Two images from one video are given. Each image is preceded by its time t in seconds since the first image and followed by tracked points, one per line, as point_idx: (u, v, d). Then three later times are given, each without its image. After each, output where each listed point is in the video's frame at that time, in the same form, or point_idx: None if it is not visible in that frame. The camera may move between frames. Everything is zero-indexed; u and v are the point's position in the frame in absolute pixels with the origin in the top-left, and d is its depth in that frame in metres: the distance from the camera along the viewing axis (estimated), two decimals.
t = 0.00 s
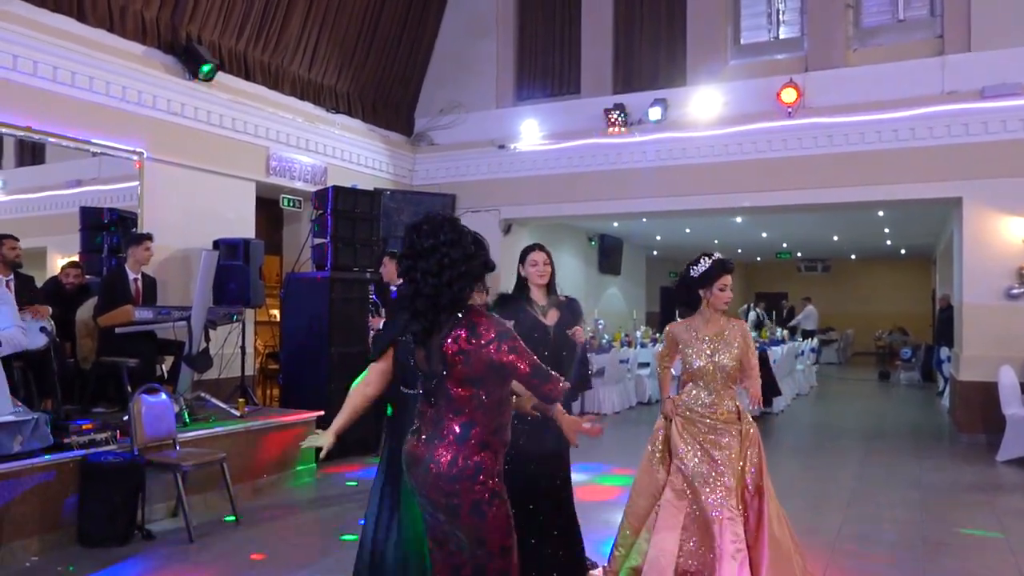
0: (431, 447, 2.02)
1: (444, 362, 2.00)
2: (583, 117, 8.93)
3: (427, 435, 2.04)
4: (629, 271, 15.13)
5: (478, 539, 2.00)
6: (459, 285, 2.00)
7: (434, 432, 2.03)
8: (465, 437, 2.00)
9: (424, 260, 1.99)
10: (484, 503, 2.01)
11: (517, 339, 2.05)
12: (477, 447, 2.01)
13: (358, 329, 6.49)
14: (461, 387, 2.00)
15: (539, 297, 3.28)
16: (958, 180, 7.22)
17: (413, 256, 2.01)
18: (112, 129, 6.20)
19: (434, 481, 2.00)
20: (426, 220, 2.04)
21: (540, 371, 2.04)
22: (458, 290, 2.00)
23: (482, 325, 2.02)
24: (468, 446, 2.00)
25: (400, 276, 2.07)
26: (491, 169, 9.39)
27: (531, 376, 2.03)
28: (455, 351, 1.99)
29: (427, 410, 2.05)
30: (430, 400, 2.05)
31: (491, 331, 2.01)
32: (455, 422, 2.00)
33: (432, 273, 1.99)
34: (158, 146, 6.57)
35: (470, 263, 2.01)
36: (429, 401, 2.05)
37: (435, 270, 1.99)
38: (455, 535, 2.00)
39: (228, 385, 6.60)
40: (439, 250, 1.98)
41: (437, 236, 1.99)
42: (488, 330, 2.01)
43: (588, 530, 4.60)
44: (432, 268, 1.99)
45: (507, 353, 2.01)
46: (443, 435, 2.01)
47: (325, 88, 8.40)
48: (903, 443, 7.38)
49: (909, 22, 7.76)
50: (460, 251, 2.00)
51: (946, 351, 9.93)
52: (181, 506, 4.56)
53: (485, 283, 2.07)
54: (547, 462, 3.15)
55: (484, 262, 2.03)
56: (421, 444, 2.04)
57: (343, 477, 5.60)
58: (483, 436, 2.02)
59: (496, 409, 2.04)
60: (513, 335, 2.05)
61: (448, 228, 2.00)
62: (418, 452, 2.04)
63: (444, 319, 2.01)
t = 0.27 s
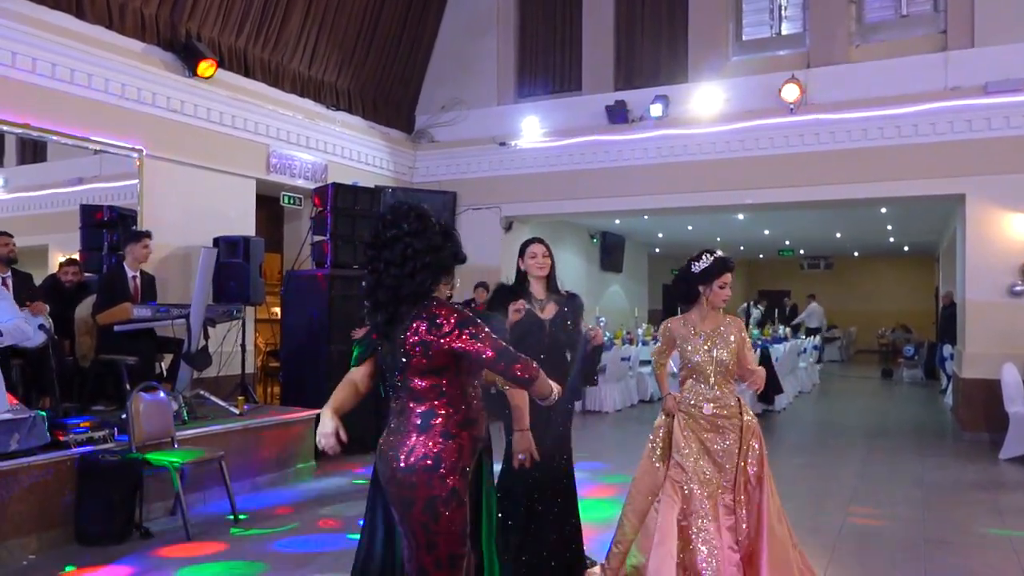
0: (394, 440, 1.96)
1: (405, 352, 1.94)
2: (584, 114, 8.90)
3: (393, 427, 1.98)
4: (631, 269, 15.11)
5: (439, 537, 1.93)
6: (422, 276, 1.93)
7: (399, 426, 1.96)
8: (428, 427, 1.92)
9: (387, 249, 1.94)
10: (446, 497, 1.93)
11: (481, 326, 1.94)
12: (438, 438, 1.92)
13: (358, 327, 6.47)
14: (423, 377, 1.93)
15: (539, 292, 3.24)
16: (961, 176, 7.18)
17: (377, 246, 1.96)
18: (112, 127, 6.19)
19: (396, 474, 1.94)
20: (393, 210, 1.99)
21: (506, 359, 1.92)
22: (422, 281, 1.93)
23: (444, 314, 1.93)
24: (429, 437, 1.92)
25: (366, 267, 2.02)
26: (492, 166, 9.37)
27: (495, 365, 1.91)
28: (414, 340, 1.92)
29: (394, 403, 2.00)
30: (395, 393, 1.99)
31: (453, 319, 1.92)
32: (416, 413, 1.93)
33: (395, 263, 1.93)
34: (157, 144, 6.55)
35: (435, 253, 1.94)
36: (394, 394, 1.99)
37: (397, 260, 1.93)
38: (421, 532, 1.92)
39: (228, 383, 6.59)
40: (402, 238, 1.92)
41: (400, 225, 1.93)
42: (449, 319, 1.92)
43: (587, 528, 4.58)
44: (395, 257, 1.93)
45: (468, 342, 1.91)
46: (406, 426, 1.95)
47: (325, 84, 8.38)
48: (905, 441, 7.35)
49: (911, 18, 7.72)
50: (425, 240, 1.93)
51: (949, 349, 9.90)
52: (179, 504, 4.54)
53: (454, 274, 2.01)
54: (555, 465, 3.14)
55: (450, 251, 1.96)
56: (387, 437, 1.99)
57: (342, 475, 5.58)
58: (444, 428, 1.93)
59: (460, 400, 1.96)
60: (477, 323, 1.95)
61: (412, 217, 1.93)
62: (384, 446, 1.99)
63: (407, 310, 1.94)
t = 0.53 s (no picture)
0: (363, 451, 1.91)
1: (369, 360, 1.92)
2: (583, 113, 8.86)
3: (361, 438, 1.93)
4: (630, 269, 15.07)
5: (421, 541, 1.89)
6: (388, 280, 1.92)
7: (367, 435, 1.92)
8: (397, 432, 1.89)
9: (353, 255, 1.93)
10: (425, 500, 1.89)
11: (432, 332, 1.91)
12: (409, 441, 1.89)
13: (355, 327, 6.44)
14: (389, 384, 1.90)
15: (538, 296, 3.20)
16: (961, 176, 7.14)
17: (343, 253, 1.96)
18: (109, 126, 6.16)
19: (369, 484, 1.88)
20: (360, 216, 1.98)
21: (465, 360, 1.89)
22: (390, 285, 1.92)
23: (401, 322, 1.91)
24: (398, 442, 1.88)
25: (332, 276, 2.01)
26: (490, 166, 9.33)
27: (444, 371, 1.87)
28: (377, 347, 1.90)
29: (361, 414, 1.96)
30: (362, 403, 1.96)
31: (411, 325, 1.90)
32: (385, 420, 1.90)
33: (360, 268, 1.92)
34: (154, 143, 6.51)
35: (402, 257, 1.92)
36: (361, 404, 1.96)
37: (363, 265, 1.92)
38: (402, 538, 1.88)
39: (224, 384, 6.56)
40: (367, 244, 1.92)
41: (365, 231, 1.93)
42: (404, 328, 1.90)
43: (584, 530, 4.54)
44: (360, 263, 1.92)
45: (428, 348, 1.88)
46: (375, 434, 1.90)
47: (323, 84, 8.35)
48: (905, 442, 7.32)
49: (911, 17, 7.69)
50: (390, 244, 1.92)
51: (949, 349, 9.86)
52: (173, 506, 4.51)
53: (426, 277, 1.99)
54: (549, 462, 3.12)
55: (418, 254, 1.95)
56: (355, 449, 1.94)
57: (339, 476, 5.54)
58: (417, 432, 1.90)
59: (429, 404, 1.93)
60: (429, 329, 1.92)
61: (379, 222, 1.93)
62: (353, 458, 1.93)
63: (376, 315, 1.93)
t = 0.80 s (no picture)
0: (347, 446, 1.88)
1: (357, 354, 1.87)
2: (580, 114, 8.83)
3: (347, 432, 1.91)
4: (626, 271, 15.06)
5: (392, 553, 1.84)
6: (373, 273, 1.87)
7: (353, 430, 1.89)
8: (374, 435, 1.85)
9: (339, 246, 1.90)
10: (397, 510, 1.84)
11: (431, 328, 1.83)
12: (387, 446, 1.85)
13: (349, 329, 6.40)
14: (374, 383, 1.85)
15: (527, 293, 3.20)
16: (958, 178, 7.13)
17: (330, 243, 1.92)
18: (102, 126, 6.11)
19: (349, 482, 1.85)
20: (348, 206, 1.94)
21: (456, 362, 1.80)
22: (376, 278, 1.87)
23: (393, 315, 1.85)
24: (376, 446, 1.84)
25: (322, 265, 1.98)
26: (487, 166, 9.30)
27: (444, 371, 1.79)
28: (364, 342, 1.85)
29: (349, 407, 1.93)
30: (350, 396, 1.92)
31: (402, 320, 1.83)
32: (369, 418, 1.86)
33: (346, 260, 1.89)
34: (147, 143, 6.46)
35: (388, 249, 1.88)
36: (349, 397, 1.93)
37: (349, 256, 1.89)
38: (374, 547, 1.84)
39: (218, 386, 6.51)
40: (353, 234, 1.88)
41: (352, 221, 1.89)
42: (396, 320, 1.83)
43: (579, 533, 4.50)
44: (347, 255, 1.89)
45: (425, 344, 1.81)
46: (358, 432, 1.87)
47: (318, 84, 8.31)
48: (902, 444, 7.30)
49: (908, 18, 7.68)
50: (376, 235, 1.88)
51: (945, 351, 9.85)
52: (165, 509, 4.46)
53: (416, 269, 1.94)
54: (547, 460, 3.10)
55: (405, 244, 1.90)
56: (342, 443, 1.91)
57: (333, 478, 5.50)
58: (399, 435, 1.85)
59: (415, 404, 1.88)
60: (428, 325, 1.84)
61: (365, 213, 1.89)
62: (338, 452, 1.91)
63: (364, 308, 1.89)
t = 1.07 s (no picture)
0: (343, 451, 1.83)
1: (355, 355, 1.84)
2: (577, 113, 8.79)
3: (343, 435, 1.86)
4: (623, 271, 15.03)
5: (385, 560, 1.81)
6: (364, 272, 1.83)
7: (349, 433, 1.84)
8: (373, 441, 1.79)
9: (331, 245, 1.87)
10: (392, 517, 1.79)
11: (431, 331, 1.80)
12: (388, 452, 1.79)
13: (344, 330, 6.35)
14: (372, 385, 1.81)
15: (513, 293, 3.22)
16: (956, 177, 7.10)
17: (321, 244, 1.89)
18: (95, 124, 6.06)
19: (343, 487, 1.81)
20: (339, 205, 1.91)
21: (453, 369, 1.77)
22: (368, 277, 1.84)
23: (392, 315, 1.81)
24: (375, 451, 1.79)
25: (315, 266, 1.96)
26: (483, 166, 9.25)
27: (443, 377, 1.77)
28: (363, 343, 1.82)
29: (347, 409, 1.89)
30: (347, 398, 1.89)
31: (401, 321, 1.80)
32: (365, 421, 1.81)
33: (336, 259, 1.86)
34: (140, 142, 6.41)
35: (379, 247, 1.84)
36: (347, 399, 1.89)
37: (340, 256, 1.85)
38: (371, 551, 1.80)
39: (212, 387, 6.46)
40: (343, 233, 1.85)
41: (342, 219, 1.86)
42: (396, 321, 1.80)
43: (576, 535, 4.47)
44: (338, 255, 1.86)
45: (422, 349, 1.77)
46: (354, 436, 1.82)
47: (314, 83, 8.27)
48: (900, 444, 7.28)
49: (906, 17, 7.66)
50: (365, 233, 1.84)
51: (943, 351, 9.83)
52: (158, 512, 4.41)
53: (411, 266, 1.89)
54: (537, 470, 3.22)
55: (398, 241, 1.85)
56: (338, 447, 1.86)
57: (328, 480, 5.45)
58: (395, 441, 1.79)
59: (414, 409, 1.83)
60: (428, 327, 1.81)
61: (355, 212, 1.86)
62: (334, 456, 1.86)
63: (359, 308, 1.86)
